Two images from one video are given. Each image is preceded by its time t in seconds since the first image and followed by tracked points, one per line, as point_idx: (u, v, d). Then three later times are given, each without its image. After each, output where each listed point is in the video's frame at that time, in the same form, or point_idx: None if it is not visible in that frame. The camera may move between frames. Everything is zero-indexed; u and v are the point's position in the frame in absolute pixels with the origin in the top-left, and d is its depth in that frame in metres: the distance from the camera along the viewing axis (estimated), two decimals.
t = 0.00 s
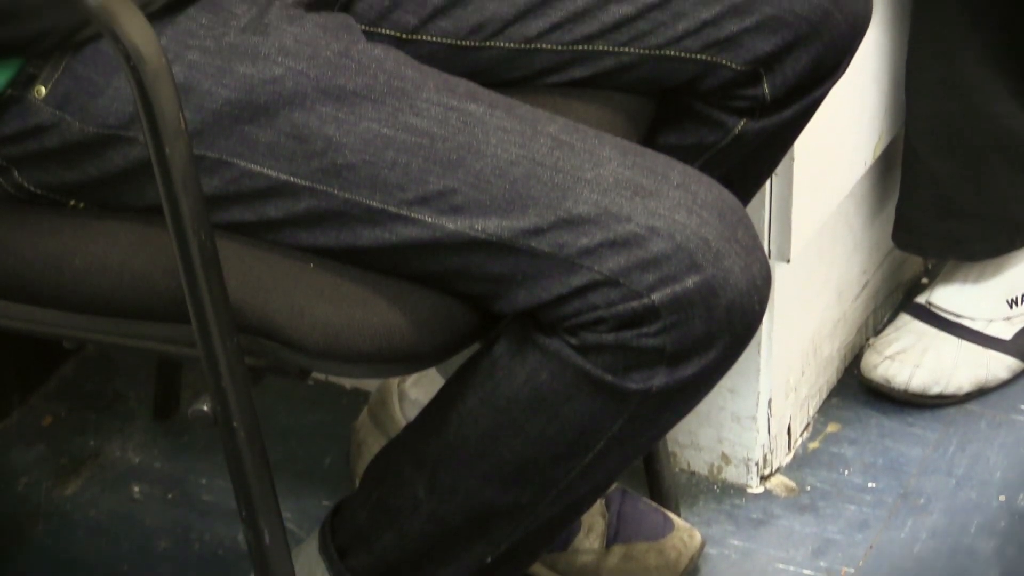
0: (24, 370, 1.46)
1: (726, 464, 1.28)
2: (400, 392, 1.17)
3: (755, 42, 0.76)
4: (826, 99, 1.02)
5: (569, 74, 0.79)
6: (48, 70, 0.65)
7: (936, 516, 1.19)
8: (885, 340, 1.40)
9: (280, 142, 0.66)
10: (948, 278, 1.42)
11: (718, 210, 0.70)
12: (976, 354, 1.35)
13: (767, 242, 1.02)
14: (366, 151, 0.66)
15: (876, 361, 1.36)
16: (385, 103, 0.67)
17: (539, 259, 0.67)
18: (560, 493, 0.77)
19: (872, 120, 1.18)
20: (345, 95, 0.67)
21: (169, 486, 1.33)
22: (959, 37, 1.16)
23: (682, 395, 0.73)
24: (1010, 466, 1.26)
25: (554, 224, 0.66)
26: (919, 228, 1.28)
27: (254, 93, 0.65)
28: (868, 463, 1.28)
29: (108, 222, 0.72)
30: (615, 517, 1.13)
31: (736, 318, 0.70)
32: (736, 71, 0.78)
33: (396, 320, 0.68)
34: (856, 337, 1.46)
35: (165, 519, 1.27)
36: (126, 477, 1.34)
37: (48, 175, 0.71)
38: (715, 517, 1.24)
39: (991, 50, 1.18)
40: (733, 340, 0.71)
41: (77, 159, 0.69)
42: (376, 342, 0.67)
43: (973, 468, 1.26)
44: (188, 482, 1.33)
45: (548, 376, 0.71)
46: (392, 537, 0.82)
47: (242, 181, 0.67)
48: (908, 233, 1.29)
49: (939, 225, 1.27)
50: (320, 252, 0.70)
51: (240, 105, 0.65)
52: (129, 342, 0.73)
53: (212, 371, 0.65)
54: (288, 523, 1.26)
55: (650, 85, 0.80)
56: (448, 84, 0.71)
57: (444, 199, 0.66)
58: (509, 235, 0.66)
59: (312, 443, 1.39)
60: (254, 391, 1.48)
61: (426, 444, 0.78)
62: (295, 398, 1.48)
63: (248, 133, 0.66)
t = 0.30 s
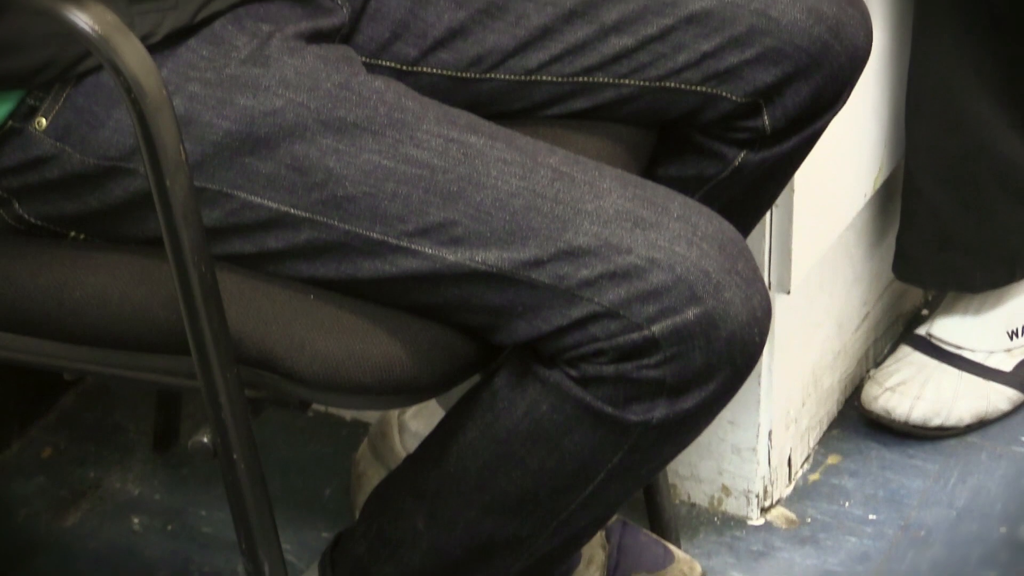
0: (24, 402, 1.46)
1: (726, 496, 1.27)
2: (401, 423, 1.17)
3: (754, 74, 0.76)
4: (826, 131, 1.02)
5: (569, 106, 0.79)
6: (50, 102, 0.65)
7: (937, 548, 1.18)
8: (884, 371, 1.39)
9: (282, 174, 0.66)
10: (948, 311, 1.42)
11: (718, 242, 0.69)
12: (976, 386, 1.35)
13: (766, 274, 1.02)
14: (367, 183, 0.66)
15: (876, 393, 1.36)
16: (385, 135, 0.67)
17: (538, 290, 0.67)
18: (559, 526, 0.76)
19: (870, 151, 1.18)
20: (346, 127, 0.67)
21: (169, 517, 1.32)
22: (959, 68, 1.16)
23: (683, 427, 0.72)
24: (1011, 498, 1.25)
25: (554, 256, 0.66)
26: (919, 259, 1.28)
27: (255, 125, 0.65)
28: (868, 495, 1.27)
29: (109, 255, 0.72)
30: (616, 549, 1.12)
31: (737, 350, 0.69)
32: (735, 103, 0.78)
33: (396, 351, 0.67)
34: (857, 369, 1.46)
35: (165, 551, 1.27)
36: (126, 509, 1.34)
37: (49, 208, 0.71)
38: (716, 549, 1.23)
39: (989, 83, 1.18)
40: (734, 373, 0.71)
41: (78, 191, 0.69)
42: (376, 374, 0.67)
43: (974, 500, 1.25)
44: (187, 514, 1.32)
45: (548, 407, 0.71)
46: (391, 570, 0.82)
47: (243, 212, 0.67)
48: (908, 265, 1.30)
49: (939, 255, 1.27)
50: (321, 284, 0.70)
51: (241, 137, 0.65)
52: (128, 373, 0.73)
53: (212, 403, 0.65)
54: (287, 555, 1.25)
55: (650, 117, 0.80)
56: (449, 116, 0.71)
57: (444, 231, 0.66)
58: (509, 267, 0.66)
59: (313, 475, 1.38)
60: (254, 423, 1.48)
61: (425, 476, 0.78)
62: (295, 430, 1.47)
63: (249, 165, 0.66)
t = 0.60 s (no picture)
0: (24, 438, 1.46)
1: (727, 533, 1.26)
2: (401, 460, 1.17)
3: (755, 111, 0.76)
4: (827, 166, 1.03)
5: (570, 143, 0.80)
6: (51, 138, 0.66)
7: None
8: (885, 408, 1.38)
9: (283, 211, 0.66)
10: (949, 347, 1.41)
11: (719, 278, 0.69)
12: (978, 424, 1.34)
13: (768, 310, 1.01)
14: (368, 219, 0.66)
15: (877, 430, 1.35)
16: (387, 172, 0.67)
17: (539, 326, 0.66)
18: (558, 563, 0.76)
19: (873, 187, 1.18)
20: (347, 163, 0.67)
21: (169, 554, 1.31)
22: (961, 105, 1.15)
23: (684, 464, 0.72)
24: (1014, 535, 1.23)
25: (555, 292, 0.66)
26: (921, 296, 1.28)
27: (257, 161, 0.65)
28: (870, 532, 1.26)
29: (110, 291, 0.72)
30: None
31: (738, 387, 0.68)
32: (736, 139, 0.78)
33: (397, 388, 0.67)
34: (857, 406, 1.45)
35: None
36: (126, 545, 1.33)
37: (49, 244, 0.71)
38: None
39: (990, 119, 1.18)
40: (735, 409, 0.70)
41: (78, 227, 0.69)
42: (376, 410, 0.66)
43: (977, 537, 1.23)
44: (188, 550, 1.31)
45: (549, 444, 0.71)
46: None
47: (244, 248, 0.67)
48: (912, 301, 1.29)
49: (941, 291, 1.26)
50: (322, 319, 0.70)
51: (242, 173, 0.65)
52: (126, 409, 0.73)
53: (213, 439, 0.65)
54: None
55: (651, 154, 0.80)
56: (450, 152, 0.71)
57: (445, 267, 0.66)
58: (510, 303, 0.66)
59: (314, 511, 1.37)
60: (255, 459, 1.47)
61: (423, 512, 0.77)
62: (296, 466, 1.46)
63: (251, 202, 0.66)
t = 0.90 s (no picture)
0: (26, 482, 1.45)
1: None
2: (403, 503, 1.16)
3: (756, 154, 0.76)
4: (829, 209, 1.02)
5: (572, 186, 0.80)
6: (52, 182, 0.66)
7: None
8: (887, 452, 1.37)
9: (284, 254, 0.66)
10: (951, 390, 1.39)
11: (721, 322, 0.68)
12: (978, 468, 1.32)
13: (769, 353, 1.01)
14: (369, 263, 0.66)
15: (880, 473, 1.33)
16: (388, 216, 0.68)
17: (540, 370, 0.66)
18: None
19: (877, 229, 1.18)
20: (348, 207, 0.67)
21: None
22: (960, 148, 1.15)
23: (685, 509, 0.71)
24: None
25: (556, 335, 0.66)
26: (923, 338, 1.26)
27: (258, 206, 0.65)
28: None
29: (111, 333, 0.72)
30: None
31: (739, 431, 0.67)
32: (737, 183, 0.78)
33: (398, 432, 0.66)
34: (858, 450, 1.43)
35: None
36: None
37: (50, 287, 0.71)
38: None
39: (991, 163, 1.17)
40: (737, 454, 0.69)
41: (79, 271, 0.69)
42: (376, 454, 0.65)
43: None
44: None
45: (550, 488, 0.70)
46: None
47: (246, 291, 0.67)
48: (913, 344, 1.28)
49: (941, 333, 1.25)
50: (324, 362, 0.70)
51: (244, 217, 0.65)
52: (125, 452, 0.72)
53: (213, 482, 0.64)
54: None
55: (653, 197, 0.80)
56: (451, 196, 0.71)
57: (446, 310, 0.66)
58: (512, 346, 0.66)
59: (314, 556, 1.36)
60: (257, 503, 1.46)
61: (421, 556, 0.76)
62: (297, 510, 1.45)
63: (253, 246, 0.66)
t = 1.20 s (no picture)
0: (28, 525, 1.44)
1: None
2: (404, 546, 1.15)
3: (758, 199, 0.76)
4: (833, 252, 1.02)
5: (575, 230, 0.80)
6: (55, 226, 0.66)
7: None
8: (890, 495, 1.34)
9: (286, 298, 0.66)
10: (953, 433, 1.34)
11: (723, 366, 0.68)
12: (982, 513, 1.28)
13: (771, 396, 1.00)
14: (372, 306, 0.66)
15: (882, 517, 1.32)
16: (391, 259, 0.68)
17: (541, 413, 0.66)
18: None
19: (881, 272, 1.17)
20: (351, 250, 0.67)
21: None
22: (962, 185, 1.07)
23: (686, 554, 0.70)
24: None
25: (558, 378, 0.65)
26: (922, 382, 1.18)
27: (260, 249, 0.65)
28: None
29: (113, 376, 0.72)
30: None
31: (742, 475, 0.66)
32: (739, 227, 0.78)
33: (399, 476, 0.66)
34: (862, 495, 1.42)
35: None
36: None
37: (52, 329, 0.71)
38: None
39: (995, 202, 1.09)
40: (739, 499, 0.68)
41: (82, 314, 0.69)
42: (378, 497, 0.65)
43: None
44: None
45: (552, 531, 0.69)
46: None
47: (248, 335, 0.67)
48: (914, 392, 1.20)
49: (941, 379, 1.16)
50: (326, 406, 0.69)
51: (247, 261, 0.65)
52: (125, 496, 0.72)
53: (215, 526, 0.64)
54: None
55: (656, 241, 0.80)
56: (454, 240, 0.71)
57: (449, 353, 0.66)
58: (515, 390, 0.65)
59: None
60: (260, 546, 1.45)
61: None
62: (300, 554, 1.44)
63: (255, 289, 0.66)
